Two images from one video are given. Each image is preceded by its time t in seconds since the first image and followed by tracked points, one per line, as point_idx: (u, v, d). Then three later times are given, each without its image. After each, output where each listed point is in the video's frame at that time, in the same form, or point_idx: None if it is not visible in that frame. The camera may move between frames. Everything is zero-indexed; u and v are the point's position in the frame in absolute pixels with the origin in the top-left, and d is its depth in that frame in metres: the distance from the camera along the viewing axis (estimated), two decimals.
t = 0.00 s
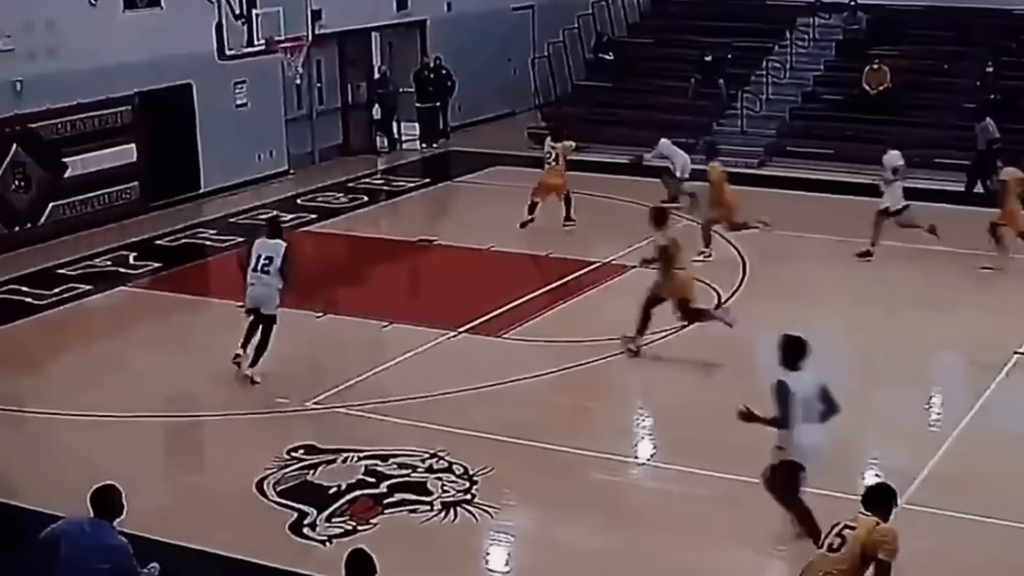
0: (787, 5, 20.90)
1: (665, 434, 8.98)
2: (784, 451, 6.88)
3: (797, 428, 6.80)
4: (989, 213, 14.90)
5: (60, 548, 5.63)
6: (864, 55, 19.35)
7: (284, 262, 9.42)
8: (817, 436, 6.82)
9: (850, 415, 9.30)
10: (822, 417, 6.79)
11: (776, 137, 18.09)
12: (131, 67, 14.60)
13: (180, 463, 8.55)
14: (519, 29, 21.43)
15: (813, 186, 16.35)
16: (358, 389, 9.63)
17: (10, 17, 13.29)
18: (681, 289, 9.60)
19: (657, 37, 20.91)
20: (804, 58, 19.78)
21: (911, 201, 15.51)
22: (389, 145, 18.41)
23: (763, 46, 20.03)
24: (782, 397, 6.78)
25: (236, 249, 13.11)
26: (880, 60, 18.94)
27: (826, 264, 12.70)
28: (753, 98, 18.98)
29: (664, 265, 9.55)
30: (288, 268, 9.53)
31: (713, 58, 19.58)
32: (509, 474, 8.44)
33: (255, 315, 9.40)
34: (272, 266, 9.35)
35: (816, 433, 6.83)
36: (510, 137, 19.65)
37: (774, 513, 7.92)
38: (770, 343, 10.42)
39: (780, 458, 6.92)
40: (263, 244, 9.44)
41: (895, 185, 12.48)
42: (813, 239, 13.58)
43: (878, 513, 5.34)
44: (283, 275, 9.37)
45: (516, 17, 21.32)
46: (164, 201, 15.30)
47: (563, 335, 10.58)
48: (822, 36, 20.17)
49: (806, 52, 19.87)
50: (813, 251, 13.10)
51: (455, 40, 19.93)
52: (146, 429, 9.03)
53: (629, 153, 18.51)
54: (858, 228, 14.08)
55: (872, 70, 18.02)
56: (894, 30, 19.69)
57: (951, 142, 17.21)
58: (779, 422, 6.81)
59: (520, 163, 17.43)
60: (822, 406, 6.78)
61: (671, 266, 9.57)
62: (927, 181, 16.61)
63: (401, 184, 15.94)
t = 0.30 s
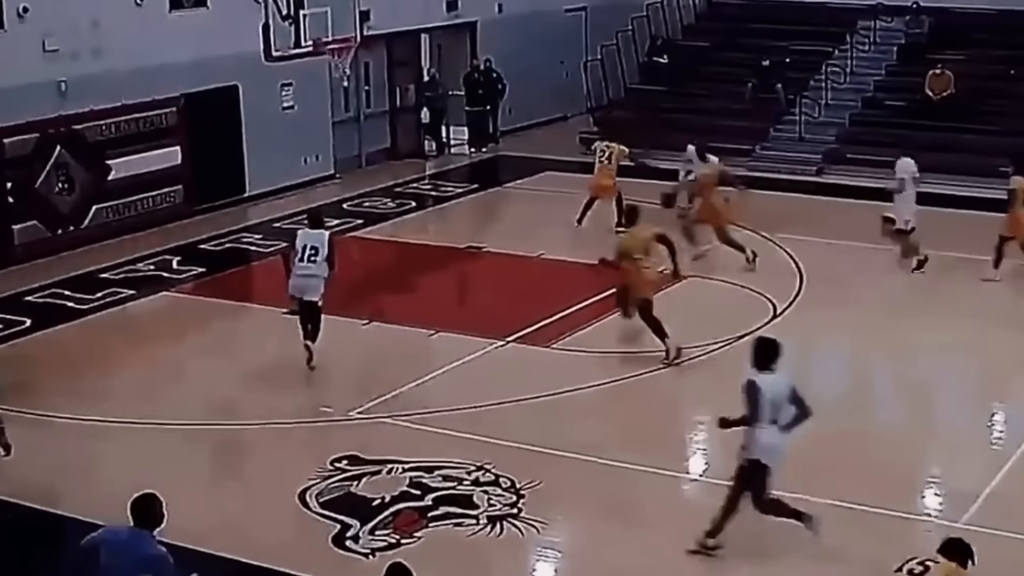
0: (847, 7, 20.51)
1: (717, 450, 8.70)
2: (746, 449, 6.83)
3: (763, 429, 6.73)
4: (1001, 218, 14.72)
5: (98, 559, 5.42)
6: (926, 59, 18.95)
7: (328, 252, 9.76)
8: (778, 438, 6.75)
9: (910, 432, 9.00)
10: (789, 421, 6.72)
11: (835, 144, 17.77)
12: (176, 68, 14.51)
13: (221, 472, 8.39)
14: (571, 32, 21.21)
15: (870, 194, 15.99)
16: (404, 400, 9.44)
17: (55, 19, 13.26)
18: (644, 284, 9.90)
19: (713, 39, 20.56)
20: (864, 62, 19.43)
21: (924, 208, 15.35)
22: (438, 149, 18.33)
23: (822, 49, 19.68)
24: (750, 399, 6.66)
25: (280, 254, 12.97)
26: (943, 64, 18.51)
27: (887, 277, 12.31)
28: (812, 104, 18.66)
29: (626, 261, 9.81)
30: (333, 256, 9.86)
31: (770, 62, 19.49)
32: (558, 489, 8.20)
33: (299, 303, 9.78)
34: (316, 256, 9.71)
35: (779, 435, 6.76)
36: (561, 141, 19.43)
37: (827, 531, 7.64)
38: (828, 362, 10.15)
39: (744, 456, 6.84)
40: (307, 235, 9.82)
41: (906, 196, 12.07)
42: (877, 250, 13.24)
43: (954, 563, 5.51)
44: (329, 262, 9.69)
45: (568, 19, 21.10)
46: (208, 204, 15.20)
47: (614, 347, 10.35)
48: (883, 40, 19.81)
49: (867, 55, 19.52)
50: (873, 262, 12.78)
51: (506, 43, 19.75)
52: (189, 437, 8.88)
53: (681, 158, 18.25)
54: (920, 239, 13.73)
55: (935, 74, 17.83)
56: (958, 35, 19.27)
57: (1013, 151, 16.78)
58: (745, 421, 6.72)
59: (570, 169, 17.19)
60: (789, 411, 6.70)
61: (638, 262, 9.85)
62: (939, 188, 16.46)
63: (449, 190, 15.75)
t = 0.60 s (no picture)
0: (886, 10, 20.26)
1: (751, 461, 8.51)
2: (722, 455, 6.79)
3: (744, 435, 6.68)
4: None
5: (124, 565, 5.31)
6: (968, 63, 18.67)
7: (353, 256, 9.79)
8: (757, 441, 6.72)
9: (949, 443, 8.78)
10: (768, 422, 6.69)
11: (874, 149, 17.55)
12: (205, 70, 14.44)
13: (248, 479, 8.28)
14: (605, 34, 21.05)
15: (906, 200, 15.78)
16: (435, 408, 9.31)
17: (84, 19, 13.22)
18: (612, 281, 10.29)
19: (750, 42, 20.34)
20: (904, 65, 19.17)
21: (919, 208, 15.41)
22: (469, 152, 18.02)
23: (862, 52, 19.43)
24: (732, 406, 6.59)
25: (309, 259, 12.88)
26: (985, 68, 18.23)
27: (929, 286, 12.08)
28: (851, 109, 18.47)
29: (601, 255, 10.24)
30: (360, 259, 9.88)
31: (808, 64, 19.26)
32: (590, 500, 8.04)
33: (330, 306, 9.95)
34: (341, 261, 9.74)
35: (757, 438, 6.72)
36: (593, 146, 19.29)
37: (865, 546, 7.42)
38: (866, 372, 9.94)
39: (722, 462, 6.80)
40: (336, 236, 9.84)
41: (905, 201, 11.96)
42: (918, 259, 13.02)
43: None
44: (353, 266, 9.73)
45: (602, 21, 20.95)
46: (237, 207, 15.13)
47: (647, 356, 10.19)
48: (924, 43, 19.55)
49: (907, 59, 19.25)
50: (912, 270, 12.60)
51: (539, 45, 19.63)
52: (217, 443, 8.77)
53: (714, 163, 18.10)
54: (962, 248, 13.49)
55: (977, 78, 17.57)
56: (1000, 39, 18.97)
57: None
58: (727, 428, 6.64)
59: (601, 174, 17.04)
60: (766, 412, 6.68)
61: (609, 259, 10.21)
62: (944, 191, 16.53)
63: (480, 194, 15.62)
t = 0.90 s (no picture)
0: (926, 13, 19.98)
1: (787, 476, 8.31)
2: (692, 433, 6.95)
3: (716, 415, 6.84)
4: None
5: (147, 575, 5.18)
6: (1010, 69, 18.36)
7: (379, 252, 9.84)
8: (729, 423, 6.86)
9: (990, 459, 8.54)
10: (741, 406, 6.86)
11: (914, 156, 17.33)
12: (234, 73, 14.34)
13: (274, 490, 8.14)
14: (640, 37, 20.86)
15: (948, 208, 15.48)
16: (465, 418, 9.15)
17: (112, 21, 13.17)
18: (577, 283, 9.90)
19: (785, 46, 20.11)
20: (944, 71, 18.91)
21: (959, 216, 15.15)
22: (500, 158, 18.15)
23: (901, 57, 19.16)
24: (703, 385, 6.76)
25: (337, 266, 12.76)
26: None
27: (972, 297, 11.84)
28: (890, 115, 18.32)
29: (565, 257, 9.79)
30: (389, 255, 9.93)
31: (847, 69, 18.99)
32: (623, 513, 7.86)
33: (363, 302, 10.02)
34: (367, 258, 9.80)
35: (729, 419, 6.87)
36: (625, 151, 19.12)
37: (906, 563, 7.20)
38: (907, 386, 9.72)
39: (688, 439, 6.95)
40: (364, 233, 9.90)
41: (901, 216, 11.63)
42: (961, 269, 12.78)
43: None
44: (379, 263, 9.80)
45: (637, 24, 20.76)
46: (266, 213, 15.03)
47: (681, 365, 10.03)
48: (966, 47, 19.26)
49: (948, 64, 18.98)
50: (953, 281, 12.36)
51: (572, 49, 19.47)
52: (244, 452, 8.65)
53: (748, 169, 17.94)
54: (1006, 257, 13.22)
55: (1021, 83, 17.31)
56: None
57: None
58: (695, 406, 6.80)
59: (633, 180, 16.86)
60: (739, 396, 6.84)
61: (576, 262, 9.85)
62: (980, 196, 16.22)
63: (512, 201, 15.47)
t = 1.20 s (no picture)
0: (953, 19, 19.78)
1: (811, 487, 8.16)
2: (656, 436, 7.03)
3: (677, 417, 6.91)
4: None
5: None
6: None
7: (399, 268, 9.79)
8: (692, 426, 6.94)
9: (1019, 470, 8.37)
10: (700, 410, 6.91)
11: (939, 162, 17.18)
12: (251, 77, 14.27)
13: (290, 498, 8.04)
14: (663, 42, 20.71)
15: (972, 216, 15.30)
16: (484, 427, 9.04)
17: (128, 24, 13.11)
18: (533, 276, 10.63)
19: (809, 52, 19.94)
20: (971, 76, 18.78)
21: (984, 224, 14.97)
22: (520, 164, 17.87)
23: (927, 63, 18.99)
24: (661, 389, 6.85)
25: (355, 272, 12.67)
26: None
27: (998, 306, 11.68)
28: (916, 121, 18.17)
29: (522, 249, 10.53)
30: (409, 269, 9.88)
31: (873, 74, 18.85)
32: (644, 524, 7.73)
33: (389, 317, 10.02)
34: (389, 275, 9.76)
35: (692, 424, 6.94)
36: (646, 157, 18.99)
37: None
38: (934, 397, 9.56)
39: (653, 440, 7.02)
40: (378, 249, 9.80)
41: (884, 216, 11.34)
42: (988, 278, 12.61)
43: None
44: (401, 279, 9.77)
45: (659, 28, 20.62)
46: (283, 218, 14.94)
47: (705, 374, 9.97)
48: (993, 53, 19.12)
49: (975, 69, 18.86)
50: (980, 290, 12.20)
51: (593, 53, 19.34)
52: (259, 460, 8.55)
53: (770, 175, 17.78)
54: None
55: None
56: None
57: None
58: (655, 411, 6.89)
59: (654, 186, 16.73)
60: (700, 398, 6.90)
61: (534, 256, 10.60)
62: (1012, 207, 15.95)
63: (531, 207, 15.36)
